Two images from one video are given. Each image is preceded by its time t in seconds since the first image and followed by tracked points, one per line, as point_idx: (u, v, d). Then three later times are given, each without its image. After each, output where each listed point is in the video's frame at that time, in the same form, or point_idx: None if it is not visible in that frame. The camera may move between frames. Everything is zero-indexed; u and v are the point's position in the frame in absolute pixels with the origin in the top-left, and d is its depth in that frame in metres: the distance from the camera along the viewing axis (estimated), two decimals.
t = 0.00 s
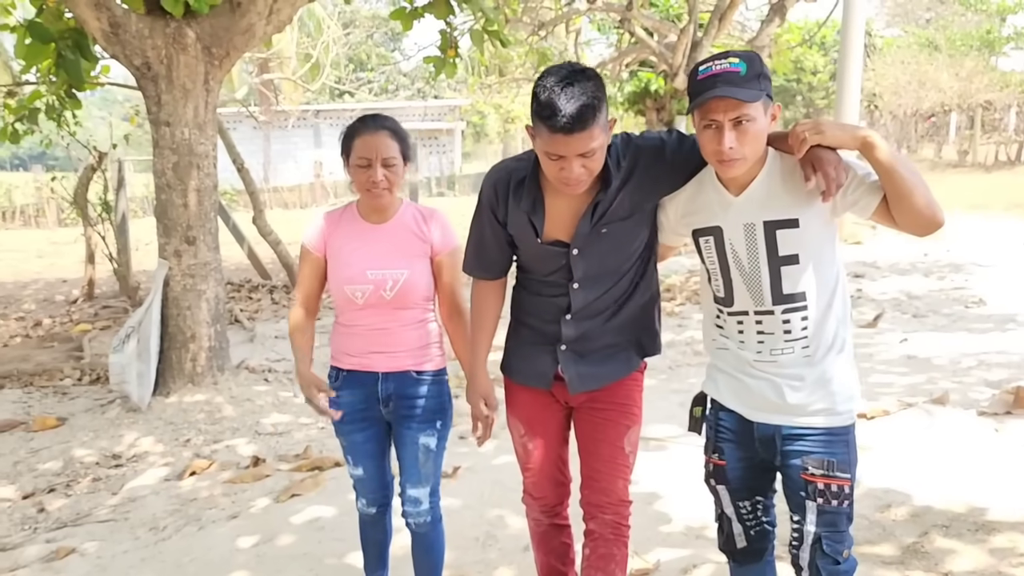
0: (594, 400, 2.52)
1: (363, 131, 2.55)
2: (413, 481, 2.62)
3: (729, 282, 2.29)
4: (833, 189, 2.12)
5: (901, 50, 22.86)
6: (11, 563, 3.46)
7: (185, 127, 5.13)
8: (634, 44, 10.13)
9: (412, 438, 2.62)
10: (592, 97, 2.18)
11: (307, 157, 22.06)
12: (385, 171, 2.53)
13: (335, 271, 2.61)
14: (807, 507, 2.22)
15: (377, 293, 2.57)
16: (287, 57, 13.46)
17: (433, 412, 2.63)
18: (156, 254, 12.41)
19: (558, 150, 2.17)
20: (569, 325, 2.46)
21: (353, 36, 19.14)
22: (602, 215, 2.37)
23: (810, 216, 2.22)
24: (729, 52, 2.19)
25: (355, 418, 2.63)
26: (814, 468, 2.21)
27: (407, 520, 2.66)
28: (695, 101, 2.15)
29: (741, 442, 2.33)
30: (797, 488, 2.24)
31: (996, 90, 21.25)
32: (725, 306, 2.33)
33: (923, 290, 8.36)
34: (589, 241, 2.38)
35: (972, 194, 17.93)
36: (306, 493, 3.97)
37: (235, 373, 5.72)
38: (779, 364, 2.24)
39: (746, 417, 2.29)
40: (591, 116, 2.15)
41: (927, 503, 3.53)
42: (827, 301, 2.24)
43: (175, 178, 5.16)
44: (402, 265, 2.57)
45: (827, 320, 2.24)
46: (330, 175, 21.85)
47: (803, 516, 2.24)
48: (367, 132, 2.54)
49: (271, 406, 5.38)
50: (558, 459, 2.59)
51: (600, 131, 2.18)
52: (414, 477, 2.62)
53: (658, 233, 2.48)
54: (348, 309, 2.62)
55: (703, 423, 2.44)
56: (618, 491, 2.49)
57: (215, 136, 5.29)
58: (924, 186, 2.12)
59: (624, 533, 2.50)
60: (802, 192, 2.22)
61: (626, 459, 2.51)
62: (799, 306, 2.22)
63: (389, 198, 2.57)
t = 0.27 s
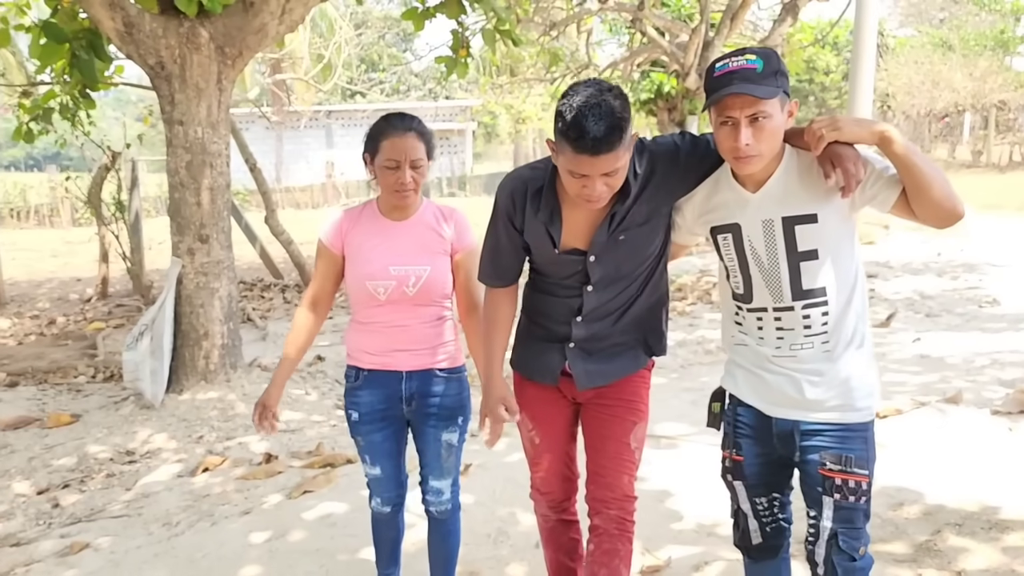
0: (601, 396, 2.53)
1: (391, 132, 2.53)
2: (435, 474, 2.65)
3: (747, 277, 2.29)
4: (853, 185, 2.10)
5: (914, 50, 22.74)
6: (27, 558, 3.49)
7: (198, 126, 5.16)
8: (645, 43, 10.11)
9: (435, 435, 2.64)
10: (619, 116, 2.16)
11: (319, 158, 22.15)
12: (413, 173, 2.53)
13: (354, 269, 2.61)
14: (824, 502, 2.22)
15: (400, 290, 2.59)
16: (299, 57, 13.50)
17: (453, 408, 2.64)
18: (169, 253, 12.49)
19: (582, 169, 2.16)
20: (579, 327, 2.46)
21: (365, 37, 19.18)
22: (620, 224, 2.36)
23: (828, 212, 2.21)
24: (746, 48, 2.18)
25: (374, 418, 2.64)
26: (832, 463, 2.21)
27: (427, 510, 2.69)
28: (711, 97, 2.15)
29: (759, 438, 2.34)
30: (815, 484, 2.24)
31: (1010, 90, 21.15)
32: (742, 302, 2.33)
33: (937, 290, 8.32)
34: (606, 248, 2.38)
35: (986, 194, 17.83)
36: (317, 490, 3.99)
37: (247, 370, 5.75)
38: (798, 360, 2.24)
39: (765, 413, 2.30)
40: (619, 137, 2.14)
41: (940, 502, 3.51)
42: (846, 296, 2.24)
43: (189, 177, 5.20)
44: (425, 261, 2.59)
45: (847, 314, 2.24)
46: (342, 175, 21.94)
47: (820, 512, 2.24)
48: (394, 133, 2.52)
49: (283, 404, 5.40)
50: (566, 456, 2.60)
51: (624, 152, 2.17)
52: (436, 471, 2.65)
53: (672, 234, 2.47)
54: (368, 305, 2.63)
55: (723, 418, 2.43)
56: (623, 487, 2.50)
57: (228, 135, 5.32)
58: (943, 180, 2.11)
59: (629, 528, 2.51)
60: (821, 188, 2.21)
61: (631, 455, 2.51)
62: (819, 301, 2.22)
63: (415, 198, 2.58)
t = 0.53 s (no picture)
0: (616, 394, 2.55)
1: (399, 126, 2.58)
2: (444, 473, 2.67)
3: (764, 278, 2.29)
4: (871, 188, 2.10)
5: (924, 51, 22.66)
6: (41, 555, 3.52)
7: (210, 126, 5.19)
8: (654, 44, 10.11)
9: (442, 435, 2.66)
10: (634, 134, 2.17)
11: (328, 159, 22.22)
12: (419, 166, 2.57)
13: (365, 267, 2.63)
14: (842, 501, 2.23)
15: (406, 291, 2.59)
16: (309, 58, 13.54)
17: (462, 408, 2.66)
18: (179, 253, 12.54)
19: (597, 188, 2.17)
20: (598, 331, 2.48)
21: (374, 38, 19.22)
22: (637, 234, 2.36)
23: (845, 213, 2.21)
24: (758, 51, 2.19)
25: (385, 415, 2.66)
26: (850, 461, 2.22)
27: (437, 508, 2.71)
28: (723, 101, 2.17)
29: (775, 436, 2.34)
30: (833, 482, 2.25)
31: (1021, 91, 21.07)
32: (759, 303, 2.33)
33: (947, 291, 8.30)
34: (625, 258, 2.39)
35: (996, 196, 17.77)
36: (329, 489, 4.01)
37: (258, 370, 5.78)
38: (815, 360, 2.25)
39: (781, 412, 2.30)
40: (634, 157, 2.15)
41: (951, 502, 3.51)
42: (864, 296, 2.24)
43: (200, 177, 5.23)
44: (431, 262, 2.59)
45: (864, 314, 2.24)
46: (351, 176, 22.00)
47: (837, 510, 2.24)
48: (402, 127, 2.57)
49: (294, 403, 5.43)
50: (580, 453, 2.62)
51: (639, 170, 2.18)
52: (445, 471, 2.66)
53: (687, 235, 2.47)
54: (376, 304, 2.65)
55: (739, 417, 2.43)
56: (630, 484, 2.51)
57: (239, 135, 5.35)
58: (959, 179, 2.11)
59: (635, 525, 2.51)
60: (839, 191, 2.21)
61: (641, 454, 2.52)
62: (837, 302, 2.22)
63: (422, 194, 2.59)
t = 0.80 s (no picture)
0: (628, 396, 2.57)
1: (406, 127, 2.62)
2: (452, 474, 2.69)
3: (779, 282, 2.31)
4: (885, 194, 2.11)
5: (932, 51, 22.58)
6: (52, 554, 3.55)
7: (220, 128, 5.22)
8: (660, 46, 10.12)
9: (450, 435, 2.67)
10: (647, 163, 2.15)
11: (335, 160, 22.27)
12: (426, 166, 2.59)
13: (376, 271, 2.64)
14: (854, 506, 2.24)
15: (416, 293, 2.61)
16: (316, 60, 13.58)
17: (472, 409, 2.68)
18: (187, 255, 12.59)
19: (612, 215, 2.16)
20: (614, 337, 2.49)
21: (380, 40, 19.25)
22: (654, 248, 2.34)
23: (860, 219, 2.22)
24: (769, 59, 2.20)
25: (394, 415, 2.68)
26: (864, 468, 2.23)
27: (446, 507, 2.73)
28: (734, 109, 2.18)
29: (787, 439, 2.35)
30: (846, 489, 2.26)
31: None
32: (774, 307, 2.35)
33: (954, 293, 8.29)
34: (645, 270, 2.37)
35: (1003, 198, 17.74)
36: (337, 489, 4.03)
37: (266, 370, 5.80)
38: (829, 364, 2.26)
39: (793, 414, 2.32)
40: (648, 186, 2.14)
41: (959, 504, 3.51)
42: (879, 301, 2.25)
43: (210, 178, 5.26)
44: (441, 264, 2.61)
45: (879, 319, 2.25)
46: (357, 177, 22.05)
47: (850, 515, 2.25)
48: (409, 127, 2.61)
49: (301, 404, 5.46)
50: (593, 453, 2.64)
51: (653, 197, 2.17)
52: (453, 471, 2.68)
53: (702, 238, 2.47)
54: (385, 306, 2.67)
55: (751, 419, 2.44)
56: (636, 485, 2.53)
57: (248, 137, 5.38)
58: (974, 181, 2.11)
59: (642, 523, 2.53)
60: (852, 197, 2.22)
61: (649, 454, 2.54)
62: (852, 307, 2.23)
63: (429, 194, 2.60)
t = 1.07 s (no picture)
0: (637, 396, 2.58)
1: (415, 127, 2.65)
2: (459, 474, 2.70)
3: (790, 284, 2.31)
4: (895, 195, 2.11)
5: (937, 52, 22.52)
6: (58, 553, 3.56)
7: (225, 130, 5.24)
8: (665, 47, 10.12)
9: (458, 436, 2.68)
10: (661, 172, 2.15)
11: (339, 161, 22.30)
12: (433, 165, 2.60)
13: (384, 273, 2.65)
14: (864, 508, 2.24)
15: (424, 293, 2.62)
16: (320, 61, 13.60)
17: (479, 410, 2.69)
18: (192, 256, 12.62)
19: (624, 223, 2.17)
20: (623, 338, 2.50)
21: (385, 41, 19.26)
22: (666, 251, 2.35)
23: (871, 220, 2.22)
24: (777, 63, 2.21)
25: (401, 416, 2.69)
26: (874, 470, 2.23)
27: (453, 507, 2.74)
28: (743, 114, 2.19)
29: (797, 439, 2.36)
30: (855, 490, 2.26)
31: None
32: (786, 309, 2.35)
33: (958, 294, 8.28)
34: (655, 273, 2.38)
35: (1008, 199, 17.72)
36: (342, 489, 4.04)
37: (271, 371, 5.81)
38: (840, 365, 2.26)
39: (804, 415, 2.32)
40: (662, 196, 2.14)
41: (964, 505, 3.51)
42: (891, 302, 2.25)
43: (215, 180, 5.27)
44: (449, 265, 2.62)
45: (891, 321, 2.25)
46: (361, 179, 22.08)
47: (859, 517, 2.25)
48: (418, 128, 2.63)
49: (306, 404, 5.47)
50: (602, 454, 2.65)
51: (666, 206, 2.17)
52: (460, 472, 2.69)
53: (711, 239, 2.47)
54: (393, 306, 2.67)
55: (762, 419, 2.45)
56: (644, 485, 2.54)
57: (253, 138, 5.40)
58: (983, 180, 2.11)
59: (648, 522, 2.54)
60: (862, 199, 2.21)
61: (657, 455, 2.55)
62: (864, 308, 2.23)
63: (436, 194, 2.61)
